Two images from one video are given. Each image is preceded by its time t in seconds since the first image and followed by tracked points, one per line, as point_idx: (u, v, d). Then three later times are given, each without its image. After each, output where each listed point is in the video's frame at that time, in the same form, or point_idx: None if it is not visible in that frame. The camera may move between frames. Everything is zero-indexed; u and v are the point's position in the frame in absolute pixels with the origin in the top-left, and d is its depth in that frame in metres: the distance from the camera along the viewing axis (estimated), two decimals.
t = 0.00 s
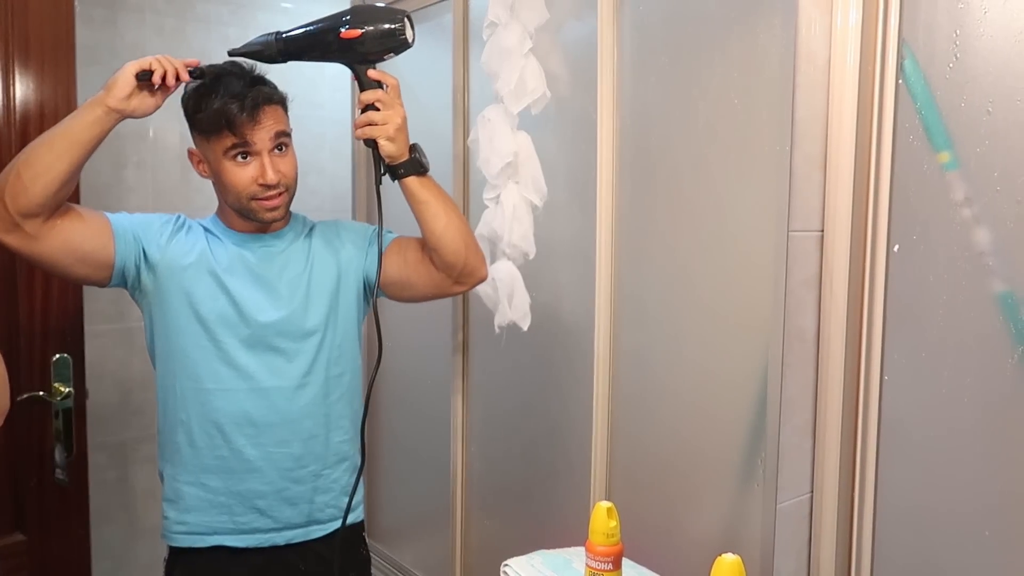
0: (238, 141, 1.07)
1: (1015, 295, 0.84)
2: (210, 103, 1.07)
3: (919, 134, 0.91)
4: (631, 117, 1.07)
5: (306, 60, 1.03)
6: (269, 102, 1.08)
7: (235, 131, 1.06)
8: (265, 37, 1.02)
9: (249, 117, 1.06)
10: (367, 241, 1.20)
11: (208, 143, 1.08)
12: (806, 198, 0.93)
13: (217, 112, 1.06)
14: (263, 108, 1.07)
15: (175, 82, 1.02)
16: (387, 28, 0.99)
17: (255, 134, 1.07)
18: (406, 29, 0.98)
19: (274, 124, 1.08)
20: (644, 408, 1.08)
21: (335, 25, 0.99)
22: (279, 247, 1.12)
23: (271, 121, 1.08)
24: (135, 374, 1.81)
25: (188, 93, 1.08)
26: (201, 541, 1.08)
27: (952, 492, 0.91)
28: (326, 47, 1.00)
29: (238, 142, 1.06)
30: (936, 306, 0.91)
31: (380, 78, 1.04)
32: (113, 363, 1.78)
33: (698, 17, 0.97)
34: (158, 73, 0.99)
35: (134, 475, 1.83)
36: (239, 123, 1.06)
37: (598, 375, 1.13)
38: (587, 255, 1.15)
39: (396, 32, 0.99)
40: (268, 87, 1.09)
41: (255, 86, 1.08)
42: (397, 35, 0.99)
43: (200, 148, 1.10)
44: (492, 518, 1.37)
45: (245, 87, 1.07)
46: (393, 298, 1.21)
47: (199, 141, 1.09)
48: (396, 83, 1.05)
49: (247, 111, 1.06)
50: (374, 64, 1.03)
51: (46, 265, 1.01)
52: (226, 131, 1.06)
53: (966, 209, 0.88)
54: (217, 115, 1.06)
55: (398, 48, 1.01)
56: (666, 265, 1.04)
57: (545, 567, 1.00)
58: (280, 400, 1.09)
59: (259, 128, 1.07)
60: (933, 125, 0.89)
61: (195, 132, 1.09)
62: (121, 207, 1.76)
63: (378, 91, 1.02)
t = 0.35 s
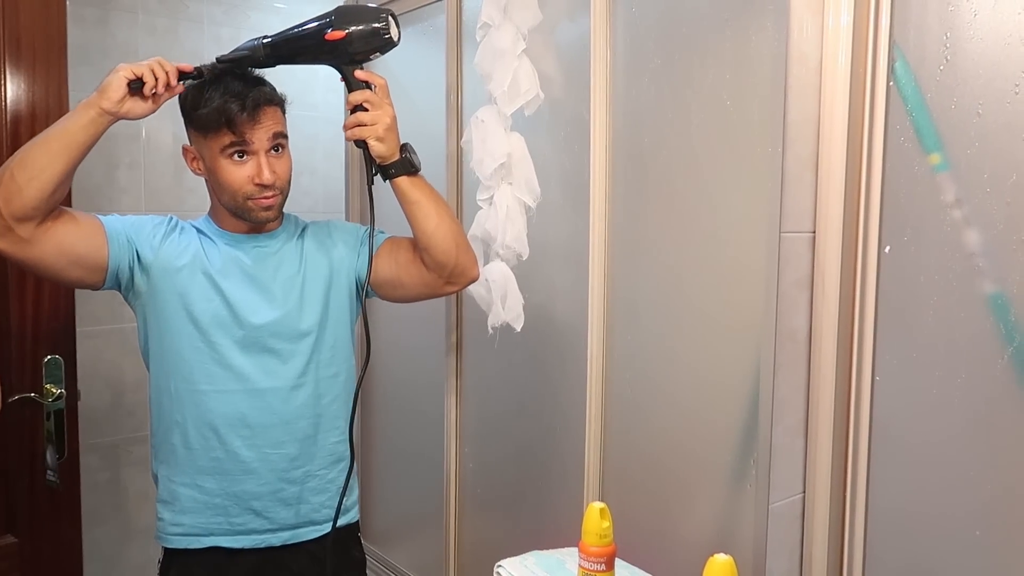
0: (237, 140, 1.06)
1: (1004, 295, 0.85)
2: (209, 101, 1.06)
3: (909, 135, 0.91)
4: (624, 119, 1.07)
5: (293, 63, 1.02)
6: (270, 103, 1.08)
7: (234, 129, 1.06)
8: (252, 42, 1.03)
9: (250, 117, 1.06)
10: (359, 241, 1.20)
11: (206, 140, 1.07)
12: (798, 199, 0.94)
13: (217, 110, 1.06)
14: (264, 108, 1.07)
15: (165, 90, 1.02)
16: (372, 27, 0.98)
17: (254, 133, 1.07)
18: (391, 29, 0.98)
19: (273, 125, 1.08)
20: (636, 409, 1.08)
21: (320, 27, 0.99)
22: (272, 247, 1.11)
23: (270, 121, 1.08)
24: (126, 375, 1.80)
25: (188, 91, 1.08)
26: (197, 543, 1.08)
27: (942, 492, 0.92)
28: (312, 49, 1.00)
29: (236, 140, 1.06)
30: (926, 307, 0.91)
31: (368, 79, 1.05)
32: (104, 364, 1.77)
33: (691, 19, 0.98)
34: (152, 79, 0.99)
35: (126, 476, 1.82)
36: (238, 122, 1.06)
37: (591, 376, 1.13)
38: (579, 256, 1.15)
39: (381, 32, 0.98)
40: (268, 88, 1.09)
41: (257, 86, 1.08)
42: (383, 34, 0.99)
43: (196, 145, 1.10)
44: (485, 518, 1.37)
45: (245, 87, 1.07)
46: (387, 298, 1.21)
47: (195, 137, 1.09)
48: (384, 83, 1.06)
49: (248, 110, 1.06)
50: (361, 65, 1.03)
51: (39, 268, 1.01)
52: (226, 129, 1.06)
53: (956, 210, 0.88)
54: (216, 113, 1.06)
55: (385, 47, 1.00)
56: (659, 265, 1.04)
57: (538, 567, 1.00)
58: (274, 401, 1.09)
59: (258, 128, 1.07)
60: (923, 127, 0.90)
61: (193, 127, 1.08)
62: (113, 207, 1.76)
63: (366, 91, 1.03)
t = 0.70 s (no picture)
0: (242, 138, 1.06)
1: (1002, 297, 0.85)
2: (214, 98, 1.06)
3: (908, 137, 0.91)
4: (623, 120, 1.07)
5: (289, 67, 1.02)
6: (275, 102, 1.09)
7: (240, 127, 1.06)
8: (247, 49, 1.04)
9: (256, 115, 1.06)
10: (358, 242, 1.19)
11: (210, 138, 1.07)
12: (797, 201, 0.94)
13: (223, 107, 1.05)
14: (270, 107, 1.08)
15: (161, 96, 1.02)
16: (361, 27, 0.98)
17: (259, 131, 1.07)
18: (382, 28, 0.98)
19: (277, 124, 1.08)
20: (635, 410, 1.08)
21: (310, 30, 0.98)
22: (271, 248, 1.11)
23: (276, 120, 1.08)
24: (123, 376, 1.80)
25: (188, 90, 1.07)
26: (198, 545, 1.08)
27: (941, 493, 0.92)
28: (306, 52, 0.99)
29: (242, 139, 1.06)
30: (925, 309, 0.91)
31: (362, 80, 1.04)
32: (101, 366, 1.76)
33: (689, 20, 0.98)
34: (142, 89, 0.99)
35: (123, 478, 1.82)
36: (244, 120, 1.06)
37: (589, 377, 1.13)
38: (578, 257, 1.15)
39: (371, 31, 0.98)
40: (272, 87, 1.09)
41: (263, 85, 1.08)
42: (374, 33, 0.98)
43: (199, 143, 1.09)
44: (483, 520, 1.37)
45: (251, 85, 1.07)
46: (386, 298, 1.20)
47: (198, 135, 1.08)
48: (378, 84, 1.06)
49: (255, 108, 1.06)
50: (355, 66, 1.03)
51: (39, 279, 1.00)
52: (232, 127, 1.06)
53: (954, 211, 0.88)
54: (222, 110, 1.05)
55: (377, 46, 1.00)
56: (658, 266, 1.04)
57: (536, 569, 1.00)
58: (274, 403, 1.08)
59: (263, 127, 1.07)
60: (922, 128, 0.90)
61: (196, 125, 1.08)
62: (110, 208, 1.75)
63: (360, 93, 1.02)
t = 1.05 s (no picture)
0: (240, 137, 1.06)
1: (1003, 295, 0.85)
2: (214, 97, 1.06)
3: (909, 135, 0.91)
4: (623, 119, 1.07)
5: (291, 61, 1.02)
6: (274, 102, 1.09)
7: (238, 127, 1.06)
8: (247, 43, 1.03)
9: (255, 114, 1.06)
10: (357, 240, 1.19)
11: (208, 137, 1.07)
12: (797, 200, 0.93)
13: (222, 106, 1.06)
14: (269, 107, 1.08)
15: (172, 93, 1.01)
16: (364, 23, 0.97)
17: (258, 131, 1.07)
18: (384, 24, 0.97)
19: (276, 124, 1.08)
20: (635, 410, 1.08)
21: (314, 25, 0.98)
22: (270, 248, 1.11)
23: (274, 120, 1.08)
24: (123, 377, 1.80)
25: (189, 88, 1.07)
26: (199, 545, 1.08)
27: (942, 493, 0.92)
28: (309, 47, 0.99)
29: (239, 138, 1.06)
30: (926, 307, 0.91)
31: (364, 75, 1.04)
32: (100, 366, 1.76)
33: (690, 19, 0.98)
34: (157, 85, 0.98)
35: (122, 478, 1.81)
36: (242, 119, 1.06)
37: (589, 376, 1.13)
38: (578, 256, 1.15)
39: (374, 28, 0.97)
40: (271, 87, 1.09)
41: (262, 85, 1.08)
42: (377, 30, 0.97)
43: (197, 142, 1.09)
44: (482, 520, 1.36)
45: (250, 85, 1.07)
46: (385, 296, 1.20)
47: (197, 134, 1.08)
48: (381, 80, 1.06)
49: (254, 107, 1.06)
50: (357, 62, 1.03)
51: (42, 272, 1.00)
52: (230, 126, 1.06)
53: (955, 210, 0.88)
54: (221, 109, 1.05)
55: (379, 43, 0.99)
56: (659, 266, 1.04)
57: (536, 568, 1.00)
58: (275, 402, 1.08)
59: (262, 126, 1.07)
60: (923, 127, 0.90)
61: (195, 124, 1.08)
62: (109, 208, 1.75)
63: (363, 89, 1.02)
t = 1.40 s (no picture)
0: (247, 134, 1.06)
1: (1007, 295, 0.85)
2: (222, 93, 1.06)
3: (911, 135, 0.91)
4: (625, 118, 1.07)
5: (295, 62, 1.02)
6: (281, 102, 1.09)
7: (246, 123, 1.06)
8: (254, 42, 1.02)
9: (262, 112, 1.06)
10: (359, 240, 1.19)
11: (215, 133, 1.07)
12: (800, 200, 0.93)
13: (229, 102, 1.06)
14: (275, 105, 1.08)
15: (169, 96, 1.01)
16: (372, 23, 0.97)
17: (264, 128, 1.07)
18: (392, 25, 0.98)
19: (282, 123, 1.09)
20: (637, 409, 1.08)
21: (321, 26, 0.98)
22: (272, 248, 1.11)
23: (281, 119, 1.08)
24: (125, 376, 1.80)
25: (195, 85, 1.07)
26: (202, 544, 1.08)
27: (945, 493, 0.91)
28: (314, 47, 0.99)
29: (246, 134, 1.06)
30: (929, 307, 0.91)
31: (371, 75, 1.03)
32: (102, 366, 1.76)
33: (692, 18, 0.98)
34: (156, 88, 0.99)
35: (125, 477, 1.82)
36: (249, 116, 1.06)
37: (591, 376, 1.13)
38: (580, 256, 1.15)
39: (381, 28, 0.97)
40: (278, 85, 1.09)
41: (270, 83, 1.08)
42: (384, 30, 0.98)
43: (202, 138, 1.09)
44: (484, 519, 1.36)
45: (258, 84, 1.07)
46: (387, 297, 1.20)
47: (203, 130, 1.08)
48: (387, 80, 1.05)
49: (261, 105, 1.06)
50: (363, 61, 1.02)
51: (42, 276, 1.00)
52: (237, 122, 1.06)
53: (958, 209, 0.88)
54: (229, 105, 1.06)
55: (387, 43, 1.00)
56: (661, 265, 1.04)
57: (539, 568, 1.00)
58: (277, 402, 1.08)
59: (268, 124, 1.07)
60: (926, 127, 0.90)
61: (201, 119, 1.08)
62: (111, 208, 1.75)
63: (371, 90, 1.02)
